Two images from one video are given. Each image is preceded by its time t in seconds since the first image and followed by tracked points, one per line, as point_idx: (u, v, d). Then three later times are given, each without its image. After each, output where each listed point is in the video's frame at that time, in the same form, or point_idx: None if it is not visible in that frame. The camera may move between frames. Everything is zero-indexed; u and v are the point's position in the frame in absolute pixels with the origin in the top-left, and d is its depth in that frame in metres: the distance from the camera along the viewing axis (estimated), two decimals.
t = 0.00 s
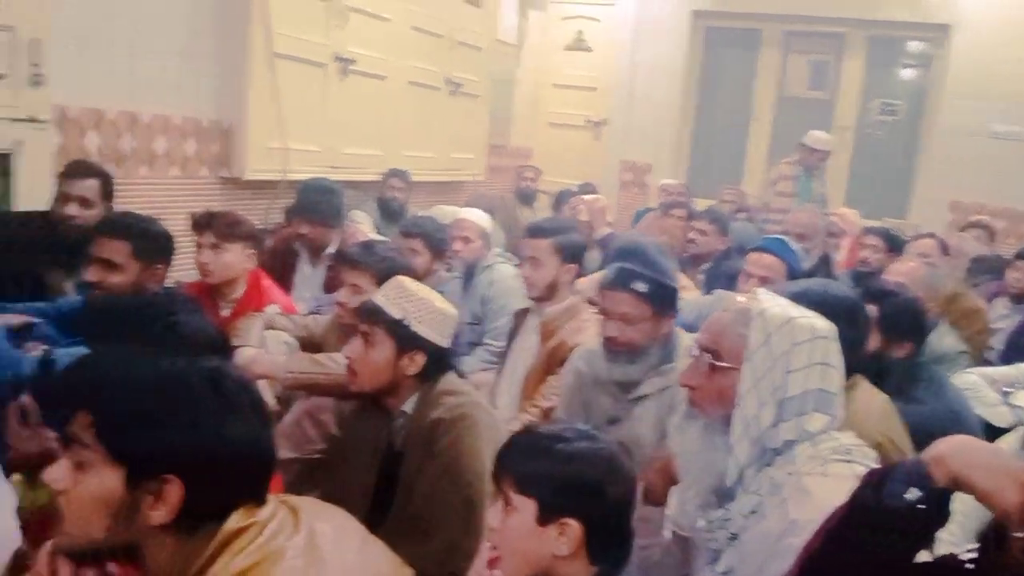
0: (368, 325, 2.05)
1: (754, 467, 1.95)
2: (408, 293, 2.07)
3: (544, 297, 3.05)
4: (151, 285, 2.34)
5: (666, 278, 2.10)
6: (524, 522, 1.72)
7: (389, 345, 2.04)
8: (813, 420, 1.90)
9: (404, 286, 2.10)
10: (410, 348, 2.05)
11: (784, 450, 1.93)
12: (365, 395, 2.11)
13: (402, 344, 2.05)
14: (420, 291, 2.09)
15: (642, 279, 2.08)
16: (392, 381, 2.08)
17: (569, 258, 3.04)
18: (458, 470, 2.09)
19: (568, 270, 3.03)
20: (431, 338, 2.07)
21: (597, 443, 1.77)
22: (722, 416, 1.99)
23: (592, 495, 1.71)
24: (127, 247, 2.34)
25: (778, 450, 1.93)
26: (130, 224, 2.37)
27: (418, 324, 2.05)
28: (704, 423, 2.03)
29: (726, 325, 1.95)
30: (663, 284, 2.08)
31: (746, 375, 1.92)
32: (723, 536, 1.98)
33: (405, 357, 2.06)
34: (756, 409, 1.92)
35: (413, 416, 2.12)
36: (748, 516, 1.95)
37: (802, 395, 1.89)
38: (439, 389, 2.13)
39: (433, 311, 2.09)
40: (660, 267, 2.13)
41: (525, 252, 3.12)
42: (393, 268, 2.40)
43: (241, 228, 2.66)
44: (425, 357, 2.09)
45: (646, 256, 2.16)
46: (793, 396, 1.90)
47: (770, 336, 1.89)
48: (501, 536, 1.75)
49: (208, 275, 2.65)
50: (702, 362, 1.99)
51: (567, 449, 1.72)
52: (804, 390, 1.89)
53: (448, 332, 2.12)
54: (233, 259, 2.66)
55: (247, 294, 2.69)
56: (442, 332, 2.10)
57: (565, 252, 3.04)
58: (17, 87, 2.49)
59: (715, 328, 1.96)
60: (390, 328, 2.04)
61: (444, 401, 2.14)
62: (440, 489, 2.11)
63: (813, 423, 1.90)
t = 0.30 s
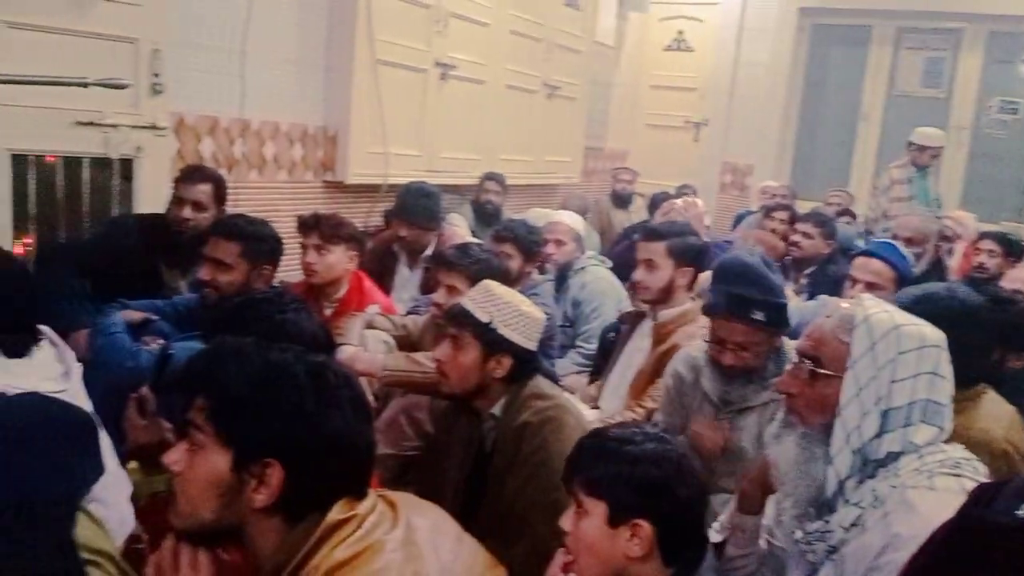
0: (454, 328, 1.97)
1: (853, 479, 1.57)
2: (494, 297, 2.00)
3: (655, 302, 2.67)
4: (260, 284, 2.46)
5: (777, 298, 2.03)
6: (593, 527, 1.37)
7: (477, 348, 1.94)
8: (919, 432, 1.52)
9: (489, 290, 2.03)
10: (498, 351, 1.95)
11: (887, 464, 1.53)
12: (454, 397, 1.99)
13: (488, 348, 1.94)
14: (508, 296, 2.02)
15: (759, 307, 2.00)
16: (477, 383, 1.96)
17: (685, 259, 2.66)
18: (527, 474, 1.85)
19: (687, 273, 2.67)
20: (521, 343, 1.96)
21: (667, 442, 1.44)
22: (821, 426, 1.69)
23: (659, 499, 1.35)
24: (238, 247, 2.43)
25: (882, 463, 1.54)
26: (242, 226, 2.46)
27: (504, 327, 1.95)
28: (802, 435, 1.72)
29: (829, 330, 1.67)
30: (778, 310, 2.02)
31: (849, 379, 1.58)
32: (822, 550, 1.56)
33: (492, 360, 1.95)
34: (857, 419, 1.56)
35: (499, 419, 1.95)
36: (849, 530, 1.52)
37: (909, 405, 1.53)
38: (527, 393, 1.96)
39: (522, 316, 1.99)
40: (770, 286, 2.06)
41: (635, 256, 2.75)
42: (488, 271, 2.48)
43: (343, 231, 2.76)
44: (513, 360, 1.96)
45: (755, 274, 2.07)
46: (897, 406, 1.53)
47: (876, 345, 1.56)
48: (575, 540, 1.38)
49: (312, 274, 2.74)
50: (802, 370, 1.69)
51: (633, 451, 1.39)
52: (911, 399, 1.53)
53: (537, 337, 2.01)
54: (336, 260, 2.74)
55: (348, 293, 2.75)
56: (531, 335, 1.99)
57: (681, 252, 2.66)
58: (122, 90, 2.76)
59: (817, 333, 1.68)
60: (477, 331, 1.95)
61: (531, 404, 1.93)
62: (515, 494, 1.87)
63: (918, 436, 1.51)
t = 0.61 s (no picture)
0: (539, 331, 2.00)
1: (953, 495, 1.52)
2: (578, 300, 2.03)
3: (754, 310, 2.62)
4: (350, 285, 2.53)
5: (870, 323, 1.88)
6: (666, 533, 1.39)
7: (561, 351, 1.97)
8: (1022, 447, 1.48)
9: (573, 294, 2.06)
10: (582, 355, 1.97)
11: (988, 479, 1.49)
12: (539, 399, 2.03)
13: (572, 351, 1.97)
14: (592, 300, 2.04)
15: (854, 338, 1.85)
16: (561, 386, 1.99)
17: (787, 267, 2.63)
18: (605, 474, 1.89)
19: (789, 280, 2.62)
20: (605, 347, 1.98)
21: (739, 449, 1.45)
22: (918, 439, 1.65)
23: (734, 503, 1.36)
24: (329, 247, 2.51)
25: (983, 478, 1.50)
26: (334, 227, 2.54)
27: (588, 331, 1.98)
28: (898, 447, 1.66)
29: (928, 339, 1.63)
30: (874, 336, 1.87)
31: (949, 390, 1.53)
32: (917, 568, 1.52)
33: (576, 364, 1.98)
34: (958, 432, 1.52)
35: (585, 422, 1.97)
36: (947, 546, 1.49)
37: (1013, 419, 1.49)
38: (612, 396, 1.98)
39: (605, 320, 2.01)
40: (860, 310, 1.90)
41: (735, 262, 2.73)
42: (573, 275, 2.50)
43: (431, 234, 2.82)
44: (597, 364, 1.99)
45: (840, 298, 1.92)
46: (1001, 419, 1.49)
47: (978, 356, 1.52)
48: (649, 548, 1.40)
49: (401, 276, 2.82)
50: (898, 380, 1.66)
51: (706, 456, 1.41)
52: (1015, 413, 1.49)
53: (620, 341, 2.03)
54: (424, 262, 2.81)
55: (434, 295, 2.82)
56: (615, 339, 2.01)
57: (782, 260, 2.63)
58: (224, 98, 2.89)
59: (915, 342, 1.64)
60: (561, 335, 1.98)
61: (617, 407, 1.95)
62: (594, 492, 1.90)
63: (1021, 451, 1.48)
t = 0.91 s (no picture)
0: (637, 340, 2.01)
1: None
2: (677, 307, 2.03)
3: (864, 324, 2.56)
4: (451, 289, 2.59)
5: (991, 338, 1.80)
6: (765, 549, 1.38)
7: (659, 360, 1.98)
8: None
9: (671, 302, 2.05)
10: (682, 364, 1.97)
11: None
12: (636, 408, 2.04)
13: (671, 360, 1.98)
14: (691, 307, 2.03)
15: (970, 355, 1.79)
16: (660, 395, 2.00)
17: (899, 280, 2.53)
18: (707, 484, 1.89)
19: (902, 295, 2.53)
20: (705, 356, 1.97)
21: (843, 462, 1.43)
22: None
23: (835, 520, 1.35)
24: (432, 252, 2.58)
25: None
26: (435, 232, 2.61)
27: (687, 339, 1.97)
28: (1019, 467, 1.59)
29: None
30: (992, 353, 1.80)
31: None
32: None
33: (675, 373, 1.98)
34: None
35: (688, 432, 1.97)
36: None
37: None
38: (715, 407, 1.97)
39: (706, 328, 2.00)
40: (980, 324, 1.82)
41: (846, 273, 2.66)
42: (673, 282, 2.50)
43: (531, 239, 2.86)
44: (697, 373, 1.98)
45: (959, 311, 1.85)
46: None
47: None
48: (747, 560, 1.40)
49: (501, 281, 2.87)
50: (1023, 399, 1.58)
51: (806, 469, 1.40)
52: None
53: (721, 348, 2.01)
54: (524, 267, 2.85)
55: (534, 300, 2.86)
56: (717, 347, 2.00)
57: (895, 271, 2.54)
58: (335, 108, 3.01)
59: None
60: (660, 344, 1.98)
61: (719, 418, 1.94)
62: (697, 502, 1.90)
63: None
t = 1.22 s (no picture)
0: (754, 353, 1.98)
1: None
2: (798, 320, 1.98)
3: (988, 341, 2.45)
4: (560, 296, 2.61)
5: None
6: None
7: (778, 375, 1.94)
8: None
9: (793, 314, 2.00)
10: (803, 379, 1.92)
11: None
12: (753, 421, 2.01)
13: (790, 374, 1.93)
14: (814, 321, 1.98)
15: None
16: (778, 411, 1.96)
17: None
18: (829, 504, 1.83)
19: None
20: (827, 371, 1.91)
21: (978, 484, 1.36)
22: None
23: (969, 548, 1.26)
24: (542, 260, 2.60)
25: None
26: (546, 240, 2.63)
27: (808, 352, 1.92)
28: None
29: None
30: None
31: None
32: None
33: (795, 389, 1.93)
34: None
35: (805, 449, 1.91)
36: None
37: None
38: (836, 424, 1.90)
39: (829, 343, 1.94)
40: None
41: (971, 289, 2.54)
42: (792, 292, 2.44)
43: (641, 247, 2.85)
44: (818, 389, 1.93)
45: None
46: None
47: None
48: None
49: (610, 289, 2.86)
50: None
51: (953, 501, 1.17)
52: None
53: (845, 364, 1.94)
54: (633, 275, 2.83)
55: (645, 309, 2.84)
56: (841, 363, 1.94)
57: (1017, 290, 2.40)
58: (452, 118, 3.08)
59: None
60: (779, 357, 1.94)
61: (840, 435, 1.88)
62: (819, 520, 1.85)
63: None
